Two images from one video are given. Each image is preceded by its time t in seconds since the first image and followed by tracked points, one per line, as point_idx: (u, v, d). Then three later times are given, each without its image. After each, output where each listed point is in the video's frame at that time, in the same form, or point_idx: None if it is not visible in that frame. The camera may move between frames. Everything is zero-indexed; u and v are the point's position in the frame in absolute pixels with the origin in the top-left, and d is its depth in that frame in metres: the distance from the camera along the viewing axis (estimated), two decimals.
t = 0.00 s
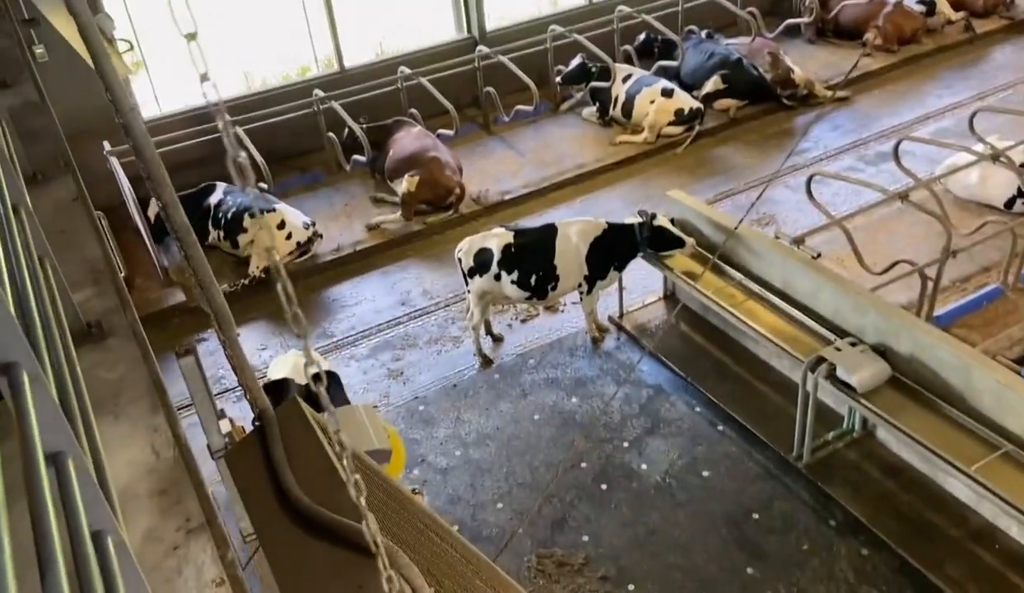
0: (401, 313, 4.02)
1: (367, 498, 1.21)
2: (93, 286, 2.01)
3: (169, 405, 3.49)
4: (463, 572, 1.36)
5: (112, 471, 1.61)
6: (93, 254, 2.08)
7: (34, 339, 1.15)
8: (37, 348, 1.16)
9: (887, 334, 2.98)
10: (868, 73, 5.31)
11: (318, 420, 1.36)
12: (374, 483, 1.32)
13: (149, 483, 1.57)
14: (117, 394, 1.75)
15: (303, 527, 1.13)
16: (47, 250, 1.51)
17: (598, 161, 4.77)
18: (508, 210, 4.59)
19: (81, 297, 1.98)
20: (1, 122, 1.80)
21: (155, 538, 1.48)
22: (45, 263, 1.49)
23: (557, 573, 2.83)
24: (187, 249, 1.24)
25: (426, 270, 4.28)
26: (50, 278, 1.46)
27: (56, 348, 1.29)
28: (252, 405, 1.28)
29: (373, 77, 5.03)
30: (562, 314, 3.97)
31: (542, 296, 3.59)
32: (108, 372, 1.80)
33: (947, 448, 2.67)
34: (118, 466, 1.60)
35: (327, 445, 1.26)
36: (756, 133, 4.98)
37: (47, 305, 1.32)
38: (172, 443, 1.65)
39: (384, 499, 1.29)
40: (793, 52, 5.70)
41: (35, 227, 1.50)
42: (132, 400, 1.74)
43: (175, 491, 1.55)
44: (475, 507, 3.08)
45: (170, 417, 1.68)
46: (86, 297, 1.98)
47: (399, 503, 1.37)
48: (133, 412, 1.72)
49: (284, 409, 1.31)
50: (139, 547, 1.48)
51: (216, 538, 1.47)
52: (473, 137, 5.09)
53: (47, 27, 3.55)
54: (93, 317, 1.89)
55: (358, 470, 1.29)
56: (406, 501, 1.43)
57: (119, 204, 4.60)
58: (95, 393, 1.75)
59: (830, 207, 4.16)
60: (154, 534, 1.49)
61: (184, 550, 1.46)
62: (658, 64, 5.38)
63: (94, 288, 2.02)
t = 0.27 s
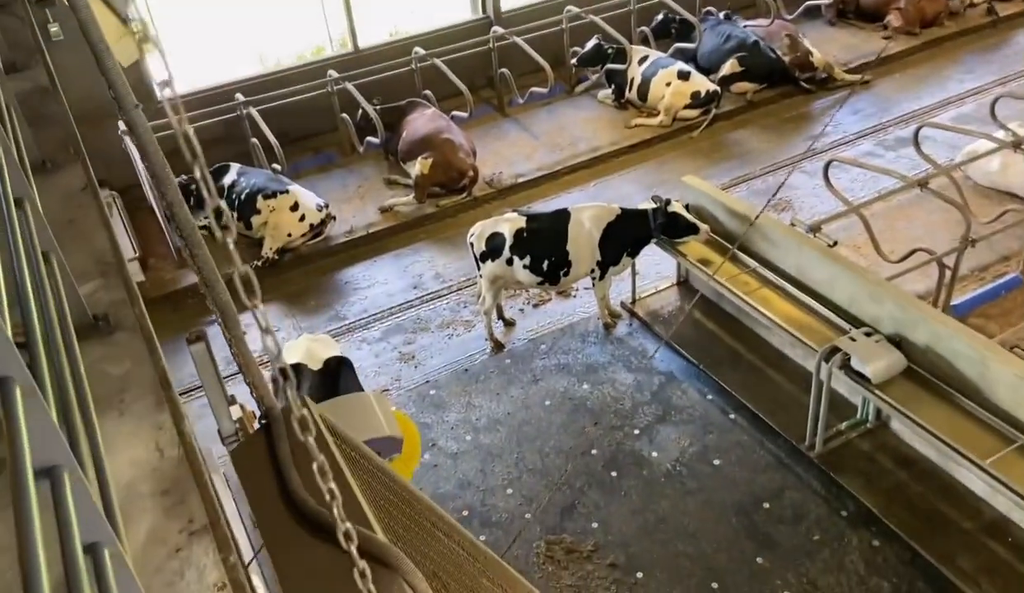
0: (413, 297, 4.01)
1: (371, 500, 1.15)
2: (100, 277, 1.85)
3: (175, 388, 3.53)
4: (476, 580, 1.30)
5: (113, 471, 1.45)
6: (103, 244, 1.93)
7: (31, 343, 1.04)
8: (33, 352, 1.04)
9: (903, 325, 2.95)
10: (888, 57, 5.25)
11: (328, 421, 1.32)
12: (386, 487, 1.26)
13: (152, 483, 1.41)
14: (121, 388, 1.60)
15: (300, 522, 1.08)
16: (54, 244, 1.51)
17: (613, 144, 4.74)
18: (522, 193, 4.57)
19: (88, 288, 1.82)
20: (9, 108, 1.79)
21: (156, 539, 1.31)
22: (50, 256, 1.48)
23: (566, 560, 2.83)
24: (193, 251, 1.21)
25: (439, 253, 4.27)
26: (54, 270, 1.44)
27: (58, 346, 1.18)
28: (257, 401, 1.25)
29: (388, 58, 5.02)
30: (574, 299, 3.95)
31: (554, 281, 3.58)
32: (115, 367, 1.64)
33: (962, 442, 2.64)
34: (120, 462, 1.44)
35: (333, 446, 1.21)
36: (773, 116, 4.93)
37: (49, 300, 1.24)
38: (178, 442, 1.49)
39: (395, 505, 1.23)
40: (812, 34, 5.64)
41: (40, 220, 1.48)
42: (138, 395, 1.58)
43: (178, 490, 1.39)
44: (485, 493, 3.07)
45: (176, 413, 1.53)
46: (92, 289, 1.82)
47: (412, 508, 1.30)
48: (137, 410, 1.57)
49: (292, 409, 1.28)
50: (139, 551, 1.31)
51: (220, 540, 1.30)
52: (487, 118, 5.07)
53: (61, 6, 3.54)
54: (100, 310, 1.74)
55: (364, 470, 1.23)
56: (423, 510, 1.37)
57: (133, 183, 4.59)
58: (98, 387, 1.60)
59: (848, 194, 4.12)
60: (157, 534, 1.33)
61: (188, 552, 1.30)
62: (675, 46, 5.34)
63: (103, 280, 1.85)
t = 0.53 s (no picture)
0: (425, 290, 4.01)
1: (378, 512, 1.14)
2: (111, 281, 1.85)
3: (187, 378, 3.56)
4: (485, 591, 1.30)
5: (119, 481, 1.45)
6: (114, 247, 1.93)
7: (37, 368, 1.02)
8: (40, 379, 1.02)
9: (918, 327, 2.93)
10: (906, 53, 5.22)
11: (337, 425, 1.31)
12: (394, 496, 1.25)
13: (159, 493, 1.41)
14: (131, 396, 1.61)
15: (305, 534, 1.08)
16: (64, 250, 1.50)
17: (626, 138, 4.72)
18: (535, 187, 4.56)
19: (98, 292, 1.82)
20: (23, 107, 1.79)
21: (163, 552, 1.31)
22: (60, 262, 1.48)
23: (574, 557, 2.83)
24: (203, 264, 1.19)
25: (451, 246, 4.27)
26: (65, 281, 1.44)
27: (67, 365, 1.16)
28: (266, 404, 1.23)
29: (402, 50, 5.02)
30: (586, 294, 3.94)
31: (566, 277, 3.57)
32: (124, 374, 1.64)
33: (975, 446, 2.62)
34: (126, 473, 1.44)
35: (342, 454, 1.19)
36: (788, 112, 4.90)
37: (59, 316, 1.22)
38: (186, 450, 1.50)
39: (403, 515, 1.22)
40: (829, 29, 5.61)
41: (51, 226, 1.47)
42: (146, 403, 1.59)
43: (186, 501, 1.39)
44: (494, 488, 3.07)
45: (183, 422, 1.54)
46: (103, 293, 1.82)
47: (420, 518, 1.30)
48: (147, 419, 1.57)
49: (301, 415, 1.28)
50: (144, 565, 1.30)
51: (226, 554, 1.30)
52: (501, 111, 5.07)
53: None
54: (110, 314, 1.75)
55: (373, 479, 1.22)
56: (431, 518, 1.36)
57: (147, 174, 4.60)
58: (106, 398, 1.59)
59: (864, 192, 4.10)
60: (163, 548, 1.32)
61: (193, 565, 1.29)
62: (690, 40, 5.32)
63: (114, 283, 1.86)
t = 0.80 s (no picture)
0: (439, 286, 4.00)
1: (389, 517, 1.15)
2: (128, 281, 1.84)
3: (201, 371, 3.57)
4: None
5: (132, 485, 1.39)
6: (130, 247, 1.92)
7: (53, 382, 1.00)
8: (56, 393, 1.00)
9: (936, 329, 2.90)
10: (926, 50, 5.17)
11: (353, 434, 1.32)
12: (410, 503, 1.26)
13: (173, 499, 1.35)
14: (146, 400, 1.56)
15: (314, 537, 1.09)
16: (81, 252, 1.50)
17: (642, 135, 4.70)
18: (550, 183, 4.54)
19: (114, 293, 1.81)
20: (40, 104, 1.79)
21: (176, 560, 1.25)
22: (76, 264, 1.48)
23: (585, 556, 2.81)
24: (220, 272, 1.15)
25: (465, 241, 4.25)
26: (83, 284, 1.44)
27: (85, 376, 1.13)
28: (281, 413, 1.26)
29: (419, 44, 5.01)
30: (599, 291, 3.92)
31: (580, 274, 3.55)
32: (138, 377, 1.60)
33: (993, 451, 2.59)
34: (140, 479, 1.39)
35: (354, 461, 1.21)
36: (807, 109, 4.86)
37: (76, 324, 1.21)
38: (201, 456, 1.44)
39: (417, 522, 1.22)
40: (850, 25, 5.57)
41: (67, 227, 1.47)
42: (161, 407, 1.54)
43: (200, 508, 1.33)
44: (506, 486, 3.06)
45: (199, 427, 1.48)
46: (119, 293, 1.80)
47: (437, 525, 1.29)
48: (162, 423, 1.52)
49: (313, 422, 1.29)
50: (157, 571, 1.24)
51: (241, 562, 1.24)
52: (517, 107, 5.06)
53: None
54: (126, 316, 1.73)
55: (387, 485, 1.23)
56: (450, 528, 1.36)
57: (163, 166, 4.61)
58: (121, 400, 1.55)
59: (882, 191, 4.06)
60: (176, 555, 1.26)
61: (207, 573, 1.23)
62: (708, 36, 5.28)
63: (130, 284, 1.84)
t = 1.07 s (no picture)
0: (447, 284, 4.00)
1: (401, 523, 1.14)
2: (137, 282, 1.81)
3: (208, 370, 3.58)
4: None
5: (140, 489, 1.37)
6: (139, 247, 1.88)
7: (63, 386, 0.99)
8: (66, 396, 0.99)
9: (948, 332, 2.88)
10: (938, 50, 5.14)
11: (362, 437, 1.30)
12: (420, 508, 1.25)
13: (181, 504, 1.33)
14: (156, 402, 1.54)
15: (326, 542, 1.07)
16: (91, 253, 1.48)
17: (652, 133, 4.68)
18: (559, 181, 4.52)
19: (123, 294, 1.78)
20: (50, 102, 1.78)
21: (185, 565, 1.23)
22: (86, 266, 1.47)
23: (593, 557, 2.80)
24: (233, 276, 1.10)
25: (474, 239, 4.25)
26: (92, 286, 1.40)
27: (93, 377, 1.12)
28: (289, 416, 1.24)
29: (428, 41, 5.00)
30: (608, 290, 3.91)
31: (589, 273, 3.54)
32: (149, 380, 1.57)
33: (1004, 455, 2.57)
34: (151, 484, 1.37)
35: (366, 465, 1.19)
36: (818, 109, 4.83)
37: (85, 325, 1.19)
38: (211, 460, 1.41)
39: (427, 527, 1.21)
40: (861, 24, 5.54)
41: (77, 228, 1.46)
42: (171, 409, 1.52)
43: (209, 513, 1.31)
44: (513, 486, 3.05)
45: (209, 430, 1.46)
46: (128, 294, 1.78)
47: (447, 530, 1.29)
48: (170, 425, 1.50)
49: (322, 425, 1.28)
50: (165, 577, 1.23)
51: (249, 569, 1.22)
52: (526, 105, 5.05)
53: None
54: (135, 317, 1.70)
55: (397, 490, 1.22)
56: (459, 532, 1.35)
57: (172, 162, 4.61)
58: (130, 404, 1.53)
59: (893, 192, 4.04)
60: (185, 559, 1.25)
61: (216, 579, 1.21)
62: (719, 34, 5.25)
63: (140, 285, 1.81)
